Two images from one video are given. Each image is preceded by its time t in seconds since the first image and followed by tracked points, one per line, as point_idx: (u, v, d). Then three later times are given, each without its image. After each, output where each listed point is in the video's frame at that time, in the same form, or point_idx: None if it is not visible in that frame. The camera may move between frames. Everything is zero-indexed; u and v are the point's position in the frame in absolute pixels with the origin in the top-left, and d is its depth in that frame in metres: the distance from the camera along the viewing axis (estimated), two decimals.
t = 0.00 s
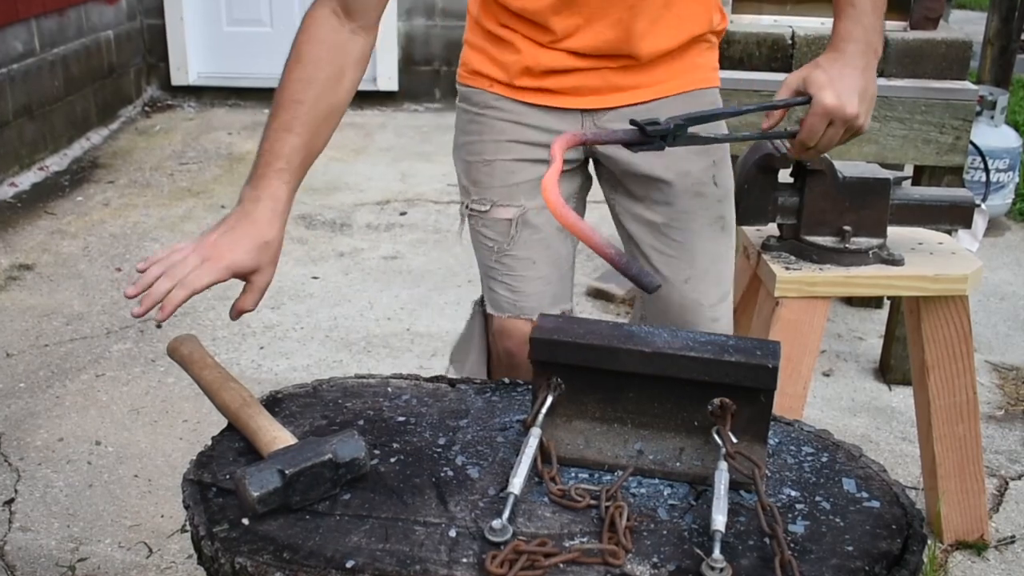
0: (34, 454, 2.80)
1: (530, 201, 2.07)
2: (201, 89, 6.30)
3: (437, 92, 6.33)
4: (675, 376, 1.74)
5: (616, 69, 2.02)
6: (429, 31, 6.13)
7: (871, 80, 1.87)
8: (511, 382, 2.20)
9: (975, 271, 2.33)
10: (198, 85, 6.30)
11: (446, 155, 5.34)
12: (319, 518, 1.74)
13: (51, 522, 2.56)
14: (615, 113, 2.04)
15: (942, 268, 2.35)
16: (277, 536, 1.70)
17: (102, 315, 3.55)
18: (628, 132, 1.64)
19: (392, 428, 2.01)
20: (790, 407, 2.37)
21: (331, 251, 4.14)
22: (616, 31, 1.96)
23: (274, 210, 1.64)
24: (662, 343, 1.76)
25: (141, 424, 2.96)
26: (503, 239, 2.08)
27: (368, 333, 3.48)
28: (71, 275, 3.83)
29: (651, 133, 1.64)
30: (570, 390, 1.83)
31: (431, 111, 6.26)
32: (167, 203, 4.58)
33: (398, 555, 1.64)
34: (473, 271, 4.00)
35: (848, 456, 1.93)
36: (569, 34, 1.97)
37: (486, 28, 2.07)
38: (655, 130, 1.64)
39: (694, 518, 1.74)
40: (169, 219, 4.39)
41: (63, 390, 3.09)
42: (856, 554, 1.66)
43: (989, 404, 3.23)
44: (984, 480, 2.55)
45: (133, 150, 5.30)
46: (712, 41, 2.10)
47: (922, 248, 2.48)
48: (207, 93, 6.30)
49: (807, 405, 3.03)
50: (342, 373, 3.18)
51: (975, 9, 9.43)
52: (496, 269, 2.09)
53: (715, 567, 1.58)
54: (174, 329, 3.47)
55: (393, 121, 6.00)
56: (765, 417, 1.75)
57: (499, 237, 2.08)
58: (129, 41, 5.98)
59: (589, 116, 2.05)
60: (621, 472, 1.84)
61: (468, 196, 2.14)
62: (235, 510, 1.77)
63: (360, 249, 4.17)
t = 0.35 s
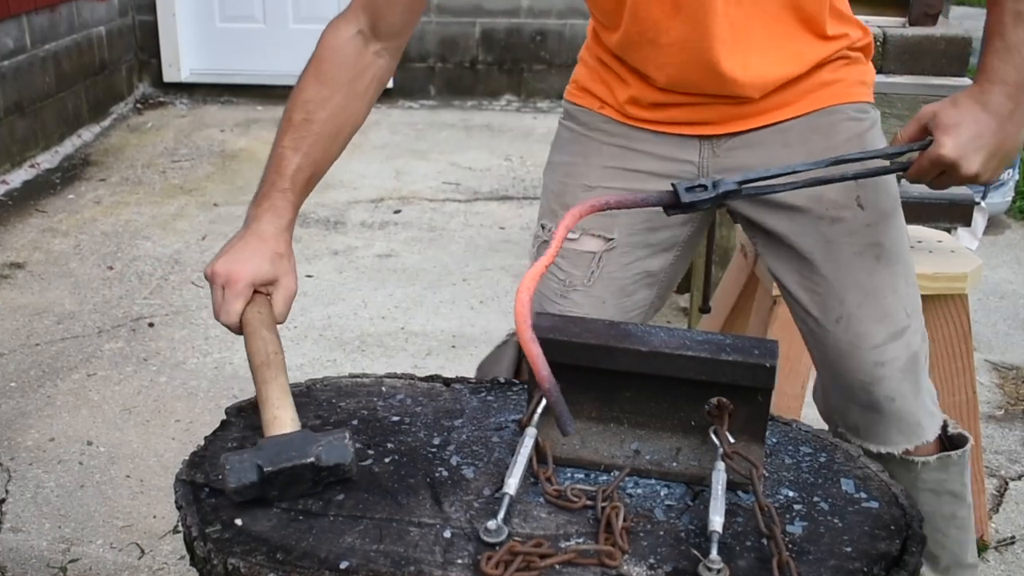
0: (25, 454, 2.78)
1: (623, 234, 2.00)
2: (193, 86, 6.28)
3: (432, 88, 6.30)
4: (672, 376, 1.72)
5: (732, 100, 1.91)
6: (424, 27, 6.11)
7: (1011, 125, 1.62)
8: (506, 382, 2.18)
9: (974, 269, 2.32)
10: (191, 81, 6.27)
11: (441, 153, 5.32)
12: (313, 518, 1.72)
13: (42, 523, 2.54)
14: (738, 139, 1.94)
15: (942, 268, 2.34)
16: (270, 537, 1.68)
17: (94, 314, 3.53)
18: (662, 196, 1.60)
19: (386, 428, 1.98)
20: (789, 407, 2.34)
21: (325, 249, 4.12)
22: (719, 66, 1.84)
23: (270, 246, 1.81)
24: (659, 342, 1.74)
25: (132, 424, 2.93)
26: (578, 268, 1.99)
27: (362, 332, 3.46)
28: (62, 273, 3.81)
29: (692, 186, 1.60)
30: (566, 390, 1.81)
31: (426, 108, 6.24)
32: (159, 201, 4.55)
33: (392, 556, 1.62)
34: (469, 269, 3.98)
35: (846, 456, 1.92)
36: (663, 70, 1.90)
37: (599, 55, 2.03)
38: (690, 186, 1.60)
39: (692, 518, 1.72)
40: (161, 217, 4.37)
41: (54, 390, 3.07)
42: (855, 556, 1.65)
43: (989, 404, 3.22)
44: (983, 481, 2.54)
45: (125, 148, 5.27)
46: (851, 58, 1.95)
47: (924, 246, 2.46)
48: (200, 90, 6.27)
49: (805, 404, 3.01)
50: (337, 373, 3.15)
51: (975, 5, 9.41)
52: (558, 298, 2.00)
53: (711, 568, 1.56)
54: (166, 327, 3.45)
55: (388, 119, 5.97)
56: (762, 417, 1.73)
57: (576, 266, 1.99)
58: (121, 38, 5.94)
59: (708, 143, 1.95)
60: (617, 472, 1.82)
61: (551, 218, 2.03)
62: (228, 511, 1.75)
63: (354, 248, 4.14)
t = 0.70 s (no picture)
0: (16, 454, 2.75)
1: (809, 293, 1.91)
2: (186, 83, 6.24)
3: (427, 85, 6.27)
4: (669, 375, 1.71)
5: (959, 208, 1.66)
6: (418, 24, 6.09)
7: None
8: (501, 381, 2.16)
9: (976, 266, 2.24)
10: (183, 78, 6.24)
11: (436, 150, 5.30)
12: (306, 519, 1.70)
13: (33, 523, 2.52)
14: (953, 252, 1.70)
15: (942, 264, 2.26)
16: (263, 538, 1.66)
17: (85, 312, 3.50)
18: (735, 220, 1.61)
19: (380, 427, 1.96)
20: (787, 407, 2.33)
21: (319, 247, 4.10)
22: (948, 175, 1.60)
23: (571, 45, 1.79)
24: (656, 342, 1.73)
25: (124, 424, 2.91)
26: (752, 290, 1.97)
27: (356, 331, 3.44)
28: (53, 272, 3.78)
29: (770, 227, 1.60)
30: (562, 389, 1.79)
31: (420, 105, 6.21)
32: (151, 198, 4.52)
33: (386, 557, 1.61)
34: (464, 267, 3.96)
35: (845, 456, 1.90)
36: (904, 147, 1.66)
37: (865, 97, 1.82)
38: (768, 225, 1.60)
39: (689, 519, 1.70)
40: (154, 215, 4.34)
41: (45, 389, 3.04)
42: (854, 556, 1.63)
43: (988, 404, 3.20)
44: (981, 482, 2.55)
45: (117, 145, 5.24)
46: None
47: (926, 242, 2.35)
48: (193, 87, 6.24)
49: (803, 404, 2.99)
50: (331, 372, 3.13)
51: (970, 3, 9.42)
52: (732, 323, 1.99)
53: (709, 569, 1.55)
54: (158, 326, 3.42)
55: (382, 116, 5.94)
56: (761, 417, 1.71)
57: (750, 285, 1.98)
58: (112, 34, 5.91)
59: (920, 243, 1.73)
60: (613, 473, 1.80)
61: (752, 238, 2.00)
62: (222, 511, 1.73)
63: (348, 246, 4.12)
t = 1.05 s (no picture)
0: (6, 454, 2.72)
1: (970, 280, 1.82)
2: (178, 80, 6.20)
3: (421, 82, 6.25)
4: (665, 374, 1.69)
5: None
6: (413, 20, 6.06)
7: None
8: (496, 380, 2.14)
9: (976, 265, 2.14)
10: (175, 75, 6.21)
11: (430, 148, 5.28)
12: (300, 520, 1.68)
13: (24, 524, 2.49)
14: None
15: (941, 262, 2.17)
16: (256, 539, 1.64)
17: (76, 311, 3.47)
18: (719, 229, 1.50)
19: (374, 427, 1.94)
20: (783, 406, 2.29)
21: (313, 245, 4.07)
22: None
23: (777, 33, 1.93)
24: (652, 340, 1.71)
25: (116, 423, 2.88)
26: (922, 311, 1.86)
27: (350, 331, 3.41)
28: (44, 270, 3.75)
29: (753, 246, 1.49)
30: (558, 388, 1.77)
31: (415, 102, 6.18)
32: (143, 196, 4.49)
33: (380, 558, 1.59)
34: (459, 266, 3.94)
35: (843, 456, 1.88)
36: None
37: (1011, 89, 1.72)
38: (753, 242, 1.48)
39: (686, 520, 1.68)
40: (146, 213, 4.31)
41: (36, 389, 3.01)
42: (852, 558, 1.61)
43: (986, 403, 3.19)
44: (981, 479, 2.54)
45: (109, 142, 5.21)
46: None
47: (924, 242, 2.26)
48: (185, 84, 6.20)
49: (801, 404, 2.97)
50: (324, 372, 3.11)
51: None
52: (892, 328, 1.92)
53: (706, 571, 1.53)
54: (149, 325, 3.40)
55: (376, 113, 5.91)
56: (758, 417, 1.70)
57: (916, 307, 1.87)
58: (104, 30, 5.87)
59: None
60: (610, 473, 1.77)
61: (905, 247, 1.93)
62: (214, 512, 1.70)
63: (341, 244, 4.10)
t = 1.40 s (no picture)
0: None
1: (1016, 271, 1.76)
2: (170, 76, 6.17)
3: (416, 79, 6.22)
4: (661, 373, 1.67)
5: None
6: (407, 16, 6.03)
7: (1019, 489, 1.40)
8: (491, 380, 2.12)
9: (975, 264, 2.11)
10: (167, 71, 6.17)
11: (424, 145, 5.25)
12: (293, 521, 1.66)
13: (15, 525, 2.47)
14: None
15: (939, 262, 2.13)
16: (249, 540, 1.62)
17: (67, 310, 3.45)
18: (746, 262, 1.52)
19: (368, 427, 1.92)
20: (781, 405, 2.26)
21: (306, 243, 4.05)
22: None
23: (730, 42, 1.84)
24: (648, 339, 1.69)
25: (108, 423, 2.86)
26: (974, 307, 1.80)
27: (343, 330, 3.39)
28: (35, 269, 3.72)
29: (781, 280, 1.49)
30: (554, 387, 1.75)
31: (409, 99, 6.16)
32: (135, 194, 4.47)
33: (374, 559, 1.57)
34: (454, 264, 3.91)
35: (841, 456, 1.86)
36: None
37: None
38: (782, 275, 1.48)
39: (683, 521, 1.66)
40: (137, 210, 4.29)
41: (27, 388, 2.99)
42: (850, 559, 1.59)
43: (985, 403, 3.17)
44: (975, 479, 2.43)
45: (100, 140, 5.18)
46: None
47: (920, 241, 2.23)
48: (177, 80, 6.17)
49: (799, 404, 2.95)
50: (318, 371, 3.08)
51: None
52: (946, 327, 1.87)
53: (703, 572, 1.51)
54: (141, 324, 3.38)
55: (370, 110, 5.89)
56: (756, 417, 1.68)
57: (966, 302, 1.81)
58: (96, 27, 5.84)
59: None
60: (606, 473, 1.75)
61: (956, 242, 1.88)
62: (207, 512, 1.68)
63: (334, 242, 4.07)
